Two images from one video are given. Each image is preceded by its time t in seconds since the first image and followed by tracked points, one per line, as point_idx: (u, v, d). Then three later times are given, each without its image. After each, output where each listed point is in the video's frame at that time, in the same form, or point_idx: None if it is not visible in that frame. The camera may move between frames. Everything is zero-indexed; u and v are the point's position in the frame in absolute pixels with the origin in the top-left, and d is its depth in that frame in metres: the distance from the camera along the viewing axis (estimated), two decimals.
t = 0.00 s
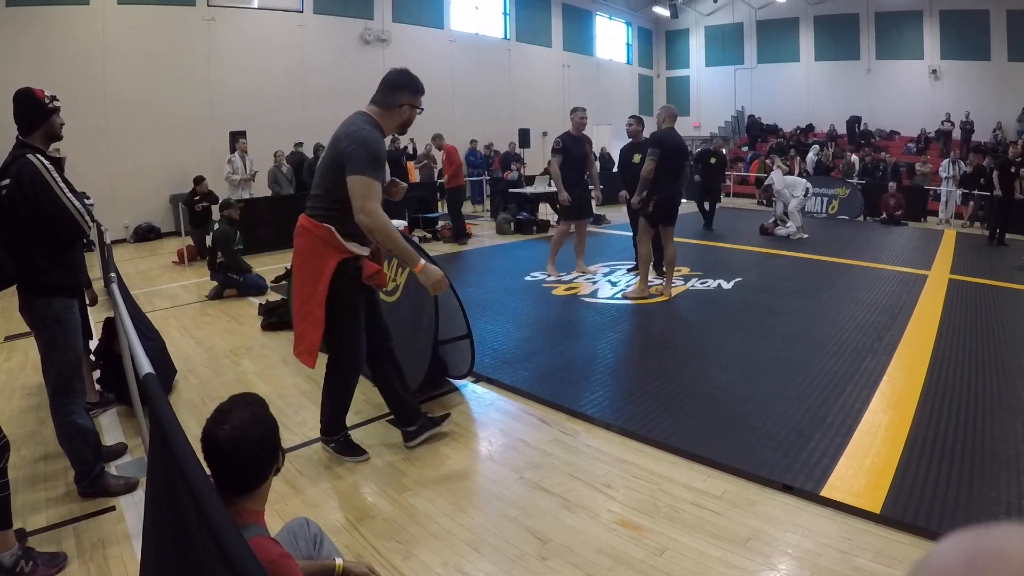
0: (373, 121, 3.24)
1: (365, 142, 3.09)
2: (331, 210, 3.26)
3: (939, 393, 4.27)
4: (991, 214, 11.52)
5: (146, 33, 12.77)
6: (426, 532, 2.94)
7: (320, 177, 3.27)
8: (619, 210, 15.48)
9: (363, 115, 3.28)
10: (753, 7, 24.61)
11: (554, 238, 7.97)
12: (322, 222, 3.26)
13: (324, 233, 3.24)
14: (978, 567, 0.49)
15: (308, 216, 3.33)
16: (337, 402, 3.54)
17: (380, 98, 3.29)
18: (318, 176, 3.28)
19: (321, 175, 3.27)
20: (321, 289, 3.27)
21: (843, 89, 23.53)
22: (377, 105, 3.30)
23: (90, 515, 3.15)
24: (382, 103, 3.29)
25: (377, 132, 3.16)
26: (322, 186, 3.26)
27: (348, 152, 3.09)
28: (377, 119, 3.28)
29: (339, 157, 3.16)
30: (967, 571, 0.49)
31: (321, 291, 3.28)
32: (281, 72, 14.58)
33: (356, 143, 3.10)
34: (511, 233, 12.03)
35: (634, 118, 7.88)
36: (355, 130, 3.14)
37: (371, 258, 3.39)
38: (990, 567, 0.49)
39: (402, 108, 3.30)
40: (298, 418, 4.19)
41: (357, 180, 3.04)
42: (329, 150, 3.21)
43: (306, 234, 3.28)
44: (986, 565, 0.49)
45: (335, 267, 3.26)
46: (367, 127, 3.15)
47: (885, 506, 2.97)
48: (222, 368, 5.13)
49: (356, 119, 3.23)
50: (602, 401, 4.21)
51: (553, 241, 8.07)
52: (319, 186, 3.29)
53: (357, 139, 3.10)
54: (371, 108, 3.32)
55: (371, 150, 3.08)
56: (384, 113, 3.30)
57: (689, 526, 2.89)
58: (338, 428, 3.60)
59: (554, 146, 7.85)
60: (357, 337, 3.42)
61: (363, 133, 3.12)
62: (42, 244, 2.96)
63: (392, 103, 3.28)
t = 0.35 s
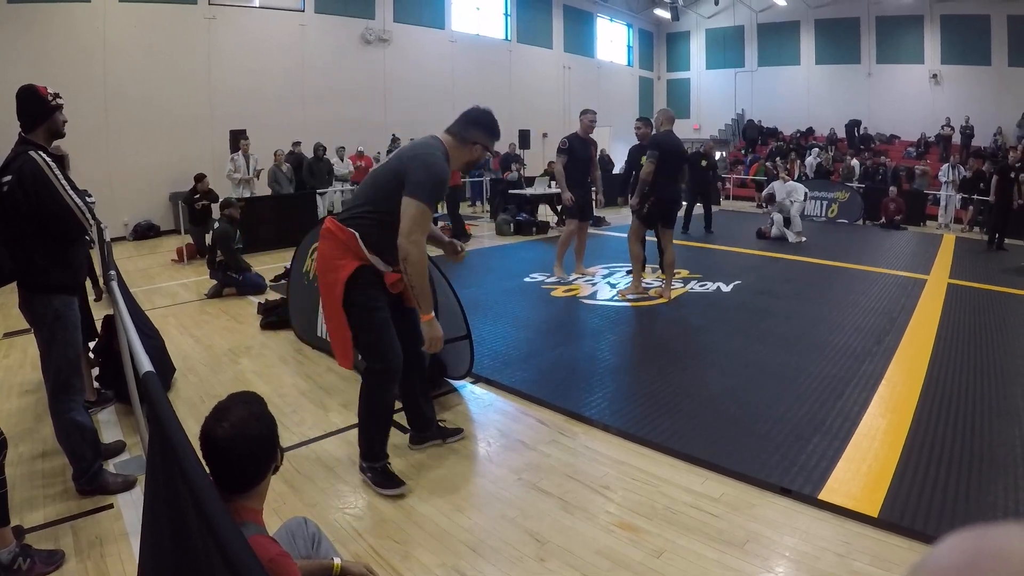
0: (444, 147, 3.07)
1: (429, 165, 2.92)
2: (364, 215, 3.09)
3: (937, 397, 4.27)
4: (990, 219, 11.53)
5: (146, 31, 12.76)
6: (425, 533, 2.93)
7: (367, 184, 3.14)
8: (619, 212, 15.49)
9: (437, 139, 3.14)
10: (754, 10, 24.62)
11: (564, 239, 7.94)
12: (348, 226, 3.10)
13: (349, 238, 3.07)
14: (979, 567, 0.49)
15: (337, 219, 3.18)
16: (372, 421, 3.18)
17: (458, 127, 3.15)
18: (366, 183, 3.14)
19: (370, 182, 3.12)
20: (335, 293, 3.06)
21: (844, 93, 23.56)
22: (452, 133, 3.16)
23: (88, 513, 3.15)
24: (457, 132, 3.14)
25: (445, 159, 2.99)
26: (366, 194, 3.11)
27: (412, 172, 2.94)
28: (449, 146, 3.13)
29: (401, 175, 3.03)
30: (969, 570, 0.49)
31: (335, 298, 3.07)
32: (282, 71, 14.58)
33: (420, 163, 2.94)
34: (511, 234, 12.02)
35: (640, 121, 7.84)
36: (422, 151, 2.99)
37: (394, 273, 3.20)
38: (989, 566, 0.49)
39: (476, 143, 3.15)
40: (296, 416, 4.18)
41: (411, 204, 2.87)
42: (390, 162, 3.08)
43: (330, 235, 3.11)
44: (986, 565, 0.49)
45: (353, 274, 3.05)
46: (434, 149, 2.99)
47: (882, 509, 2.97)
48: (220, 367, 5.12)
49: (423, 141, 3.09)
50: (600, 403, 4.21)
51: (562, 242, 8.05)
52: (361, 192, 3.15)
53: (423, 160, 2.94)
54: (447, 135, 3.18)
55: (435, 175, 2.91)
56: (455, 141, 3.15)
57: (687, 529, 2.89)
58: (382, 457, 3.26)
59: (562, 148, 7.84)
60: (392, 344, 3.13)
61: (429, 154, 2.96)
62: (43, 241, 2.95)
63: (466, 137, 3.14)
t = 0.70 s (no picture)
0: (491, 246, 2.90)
1: (473, 263, 2.79)
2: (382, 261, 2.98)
3: (936, 400, 4.27)
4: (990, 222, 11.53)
5: (148, 31, 12.76)
6: (425, 533, 2.93)
7: (397, 234, 3.01)
8: (619, 213, 15.49)
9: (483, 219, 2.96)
10: (754, 12, 24.65)
11: (567, 245, 7.81)
12: (356, 258, 3.00)
13: (358, 271, 2.98)
14: (977, 566, 0.49)
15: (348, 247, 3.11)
16: (399, 440, 3.07)
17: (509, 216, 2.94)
18: (396, 231, 3.02)
19: (402, 236, 2.99)
20: (335, 323, 2.97)
21: (844, 95, 23.56)
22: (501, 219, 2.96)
23: (87, 512, 3.14)
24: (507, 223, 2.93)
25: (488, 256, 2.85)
26: (392, 244, 2.99)
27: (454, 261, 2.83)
28: (493, 238, 2.91)
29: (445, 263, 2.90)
30: (966, 569, 0.50)
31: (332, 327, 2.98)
32: (282, 70, 14.59)
33: (465, 258, 2.81)
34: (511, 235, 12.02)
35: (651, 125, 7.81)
36: (468, 241, 2.85)
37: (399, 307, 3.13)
38: (989, 567, 0.49)
39: (521, 242, 2.91)
40: (295, 417, 4.18)
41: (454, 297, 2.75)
42: (430, 227, 2.96)
43: (338, 261, 3.04)
44: (985, 563, 0.49)
45: (354, 307, 2.96)
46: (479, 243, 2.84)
47: (881, 512, 2.97)
48: (220, 367, 5.12)
49: (467, 231, 2.89)
50: (600, 405, 4.20)
51: (564, 246, 7.96)
52: (387, 236, 3.03)
53: (469, 254, 2.81)
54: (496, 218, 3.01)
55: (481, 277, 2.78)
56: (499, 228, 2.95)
57: (686, 530, 2.89)
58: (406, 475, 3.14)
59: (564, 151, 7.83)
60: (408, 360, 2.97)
61: (474, 253, 2.82)
62: (43, 239, 2.96)
63: (514, 235, 2.91)
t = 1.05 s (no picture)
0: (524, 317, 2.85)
1: (505, 325, 2.74)
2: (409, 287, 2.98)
3: (938, 399, 4.27)
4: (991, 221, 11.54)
5: (148, 31, 12.77)
6: (425, 534, 2.93)
7: (435, 271, 2.99)
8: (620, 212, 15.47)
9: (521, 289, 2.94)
10: (755, 11, 24.64)
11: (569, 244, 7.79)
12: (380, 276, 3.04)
13: (379, 288, 3.00)
14: (975, 567, 0.49)
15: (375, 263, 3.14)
16: (414, 444, 3.08)
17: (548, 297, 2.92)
18: (435, 269, 2.99)
19: (441, 276, 2.96)
20: (350, 333, 2.99)
21: (845, 94, 23.55)
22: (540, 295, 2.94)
23: (88, 512, 3.14)
24: (543, 302, 2.90)
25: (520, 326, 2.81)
26: (428, 279, 2.97)
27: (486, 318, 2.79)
28: (526, 308, 2.87)
29: (474, 317, 2.84)
30: (965, 569, 0.50)
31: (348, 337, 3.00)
32: (281, 71, 14.59)
33: (497, 317, 2.77)
34: (511, 235, 12.03)
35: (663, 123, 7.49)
36: (503, 303, 2.80)
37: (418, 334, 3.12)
38: (992, 565, 0.49)
39: (548, 325, 2.89)
40: (296, 417, 4.18)
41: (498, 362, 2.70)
42: (470, 278, 2.92)
43: (363, 277, 3.07)
44: (989, 564, 0.49)
45: (372, 321, 2.97)
46: (513, 307, 2.80)
47: (882, 512, 2.96)
48: (220, 367, 5.12)
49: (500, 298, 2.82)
50: (600, 404, 4.21)
51: (567, 245, 7.93)
52: (423, 268, 3.03)
53: (502, 318, 2.75)
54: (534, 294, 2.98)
55: (512, 345, 2.71)
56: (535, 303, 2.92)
57: (687, 530, 2.89)
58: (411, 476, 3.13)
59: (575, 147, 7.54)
60: (428, 370, 2.99)
61: (507, 318, 2.76)
62: (44, 240, 2.96)
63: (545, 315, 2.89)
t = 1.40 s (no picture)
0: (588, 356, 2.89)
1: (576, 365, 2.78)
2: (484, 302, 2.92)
3: (938, 398, 4.27)
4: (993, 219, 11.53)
5: (148, 30, 12.77)
6: (426, 533, 2.93)
7: (513, 291, 2.94)
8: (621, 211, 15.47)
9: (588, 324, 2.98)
10: (756, 9, 24.63)
11: (579, 240, 7.67)
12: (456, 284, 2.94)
13: (457, 296, 2.92)
14: (976, 566, 0.49)
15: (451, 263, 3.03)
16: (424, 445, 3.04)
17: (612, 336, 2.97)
18: (512, 289, 2.94)
19: (518, 297, 2.92)
20: (411, 333, 2.90)
21: (846, 92, 23.52)
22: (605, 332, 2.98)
23: (89, 513, 3.15)
24: (608, 341, 2.95)
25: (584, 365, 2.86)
26: (506, 298, 2.92)
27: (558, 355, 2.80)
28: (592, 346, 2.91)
29: (546, 350, 2.83)
30: (968, 569, 0.50)
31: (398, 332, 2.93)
32: (282, 71, 14.60)
33: (568, 357, 2.79)
34: (513, 233, 12.04)
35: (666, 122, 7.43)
36: (575, 342, 2.83)
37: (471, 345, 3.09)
38: (992, 566, 0.49)
39: (603, 361, 2.95)
40: (297, 416, 4.20)
41: (568, 395, 2.75)
42: (547, 307, 2.90)
43: (438, 277, 2.96)
44: (990, 563, 0.50)
45: (429, 330, 2.90)
46: (583, 347, 2.84)
47: (884, 511, 2.96)
48: (221, 367, 5.13)
49: (572, 334, 2.85)
50: (601, 403, 4.21)
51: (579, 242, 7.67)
52: (500, 284, 2.96)
53: (578, 355, 2.80)
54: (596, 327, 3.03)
55: (580, 388, 2.77)
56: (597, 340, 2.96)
57: (689, 529, 2.89)
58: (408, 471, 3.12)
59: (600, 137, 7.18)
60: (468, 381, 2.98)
61: (577, 359, 2.80)
62: (42, 240, 2.96)
63: (607, 355, 2.94)
